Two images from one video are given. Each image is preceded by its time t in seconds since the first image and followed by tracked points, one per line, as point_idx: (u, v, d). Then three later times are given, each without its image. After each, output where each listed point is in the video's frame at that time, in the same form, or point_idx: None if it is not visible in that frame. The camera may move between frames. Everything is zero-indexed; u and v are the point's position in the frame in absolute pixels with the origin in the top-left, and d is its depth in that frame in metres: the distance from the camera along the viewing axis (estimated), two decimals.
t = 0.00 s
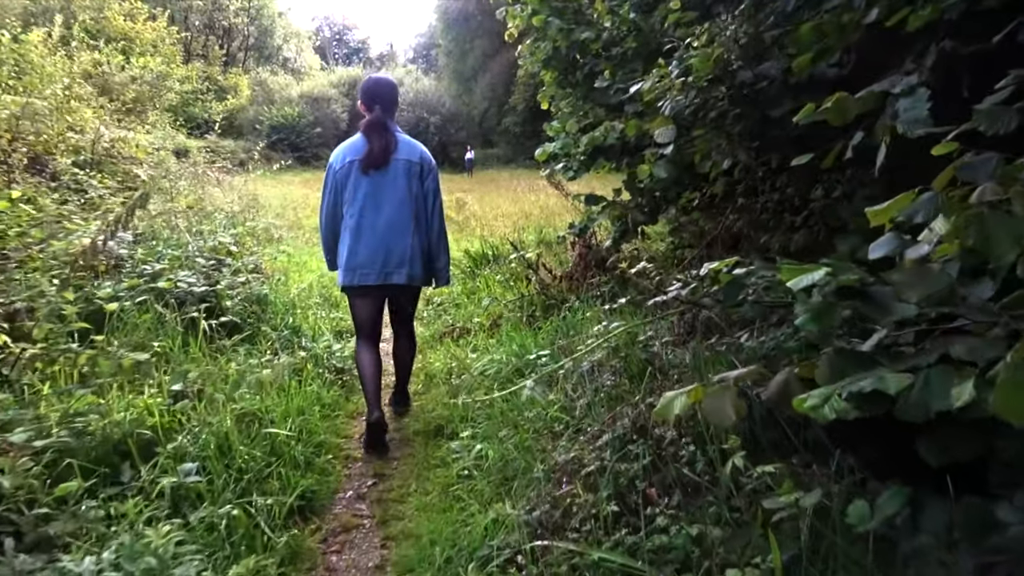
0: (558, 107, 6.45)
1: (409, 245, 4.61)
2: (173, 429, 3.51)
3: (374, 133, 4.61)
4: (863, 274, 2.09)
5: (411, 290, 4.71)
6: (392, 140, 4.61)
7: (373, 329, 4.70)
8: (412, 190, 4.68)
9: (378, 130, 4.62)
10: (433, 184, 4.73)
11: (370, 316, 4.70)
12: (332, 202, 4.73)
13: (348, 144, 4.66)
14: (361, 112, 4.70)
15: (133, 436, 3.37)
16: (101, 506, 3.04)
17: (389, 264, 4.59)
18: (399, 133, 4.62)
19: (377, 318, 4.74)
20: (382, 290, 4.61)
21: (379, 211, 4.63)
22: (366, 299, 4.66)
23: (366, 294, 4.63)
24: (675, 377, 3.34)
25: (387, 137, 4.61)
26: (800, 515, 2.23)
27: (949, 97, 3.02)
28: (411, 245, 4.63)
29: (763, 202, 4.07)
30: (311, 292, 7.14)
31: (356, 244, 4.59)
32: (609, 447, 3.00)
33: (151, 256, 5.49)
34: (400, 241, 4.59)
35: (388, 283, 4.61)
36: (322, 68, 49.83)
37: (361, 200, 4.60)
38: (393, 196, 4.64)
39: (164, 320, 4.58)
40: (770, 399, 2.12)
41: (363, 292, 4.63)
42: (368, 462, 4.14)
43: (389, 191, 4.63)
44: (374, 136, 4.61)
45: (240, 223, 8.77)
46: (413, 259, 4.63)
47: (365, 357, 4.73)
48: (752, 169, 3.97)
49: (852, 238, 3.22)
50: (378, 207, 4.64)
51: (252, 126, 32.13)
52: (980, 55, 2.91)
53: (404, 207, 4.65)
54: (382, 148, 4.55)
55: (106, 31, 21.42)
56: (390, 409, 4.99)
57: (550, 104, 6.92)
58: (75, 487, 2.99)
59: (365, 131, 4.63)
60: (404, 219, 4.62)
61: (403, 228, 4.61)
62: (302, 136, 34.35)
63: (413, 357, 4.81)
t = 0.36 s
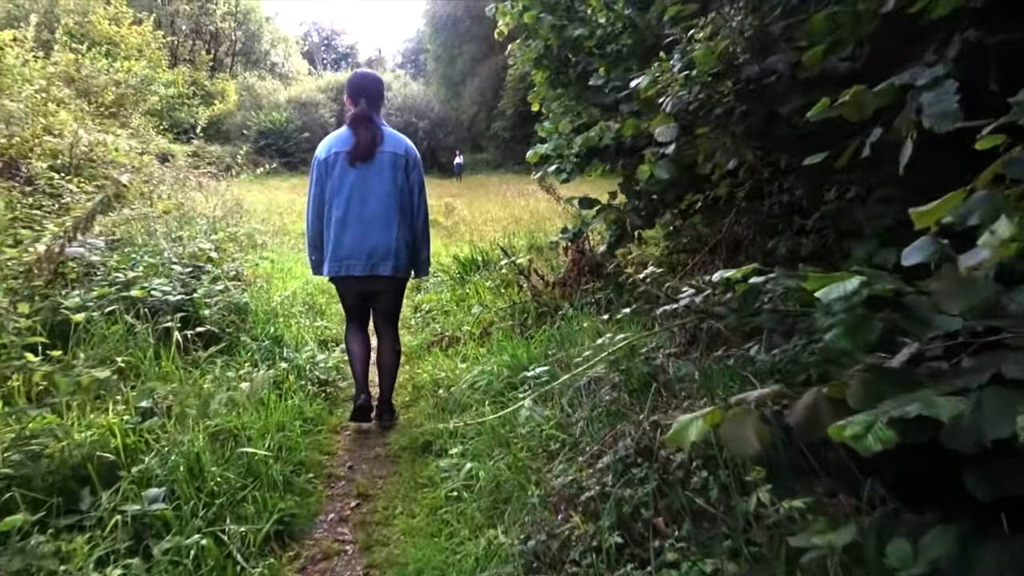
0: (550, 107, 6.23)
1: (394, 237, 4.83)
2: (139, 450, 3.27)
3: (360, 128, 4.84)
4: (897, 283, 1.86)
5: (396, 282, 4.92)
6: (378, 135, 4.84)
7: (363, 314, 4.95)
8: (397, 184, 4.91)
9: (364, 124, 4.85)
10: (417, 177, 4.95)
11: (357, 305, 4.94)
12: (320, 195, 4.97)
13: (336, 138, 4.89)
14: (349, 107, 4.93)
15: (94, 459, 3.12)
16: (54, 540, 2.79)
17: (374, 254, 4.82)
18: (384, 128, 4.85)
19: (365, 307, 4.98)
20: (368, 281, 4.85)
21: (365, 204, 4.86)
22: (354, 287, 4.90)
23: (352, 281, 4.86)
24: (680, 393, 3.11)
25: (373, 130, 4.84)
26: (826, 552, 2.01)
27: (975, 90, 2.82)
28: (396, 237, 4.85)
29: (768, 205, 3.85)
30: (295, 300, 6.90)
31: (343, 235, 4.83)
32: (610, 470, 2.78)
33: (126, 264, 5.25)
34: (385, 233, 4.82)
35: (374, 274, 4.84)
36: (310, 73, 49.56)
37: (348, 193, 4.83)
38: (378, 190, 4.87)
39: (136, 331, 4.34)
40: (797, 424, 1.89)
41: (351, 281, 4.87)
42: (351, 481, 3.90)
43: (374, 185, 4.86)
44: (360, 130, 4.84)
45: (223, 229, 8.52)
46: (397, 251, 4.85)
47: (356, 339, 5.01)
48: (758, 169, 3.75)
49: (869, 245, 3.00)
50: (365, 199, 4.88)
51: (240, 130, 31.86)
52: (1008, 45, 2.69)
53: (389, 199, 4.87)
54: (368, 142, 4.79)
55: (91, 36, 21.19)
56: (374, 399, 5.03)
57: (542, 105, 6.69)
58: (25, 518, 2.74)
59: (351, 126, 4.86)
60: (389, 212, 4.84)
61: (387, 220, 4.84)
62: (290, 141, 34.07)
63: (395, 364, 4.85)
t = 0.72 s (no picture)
0: (542, 105, 6.00)
1: (376, 240, 4.61)
2: (103, 472, 3.02)
3: (342, 129, 4.61)
4: (949, 301, 1.66)
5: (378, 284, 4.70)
6: (361, 138, 4.60)
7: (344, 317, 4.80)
8: (380, 185, 4.68)
9: (347, 127, 4.62)
10: (401, 179, 4.73)
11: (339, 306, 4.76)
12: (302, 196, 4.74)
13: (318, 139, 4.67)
14: (331, 109, 4.69)
15: (50, 485, 2.87)
16: None
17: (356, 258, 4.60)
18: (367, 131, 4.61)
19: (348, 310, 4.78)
20: (350, 284, 4.64)
21: (347, 206, 4.64)
22: (335, 289, 4.70)
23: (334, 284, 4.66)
24: (686, 411, 2.90)
25: (355, 134, 4.61)
26: None
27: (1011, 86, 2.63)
28: (378, 239, 4.63)
29: (776, 210, 3.65)
30: (276, 304, 6.65)
31: (325, 238, 4.61)
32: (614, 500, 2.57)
33: (97, 267, 5.00)
34: (367, 236, 4.60)
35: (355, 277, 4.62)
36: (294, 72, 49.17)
37: (330, 196, 4.61)
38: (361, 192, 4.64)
39: (105, 341, 4.09)
40: (838, 462, 1.68)
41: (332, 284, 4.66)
42: (332, 501, 3.67)
43: (357, 187, 4.63)
44: (342, 133, 4.61)
45: (203, 230, 8.25)
46: (380, 254, 4.64)
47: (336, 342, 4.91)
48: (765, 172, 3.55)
49: (890, 253, 2.81)
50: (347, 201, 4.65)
51: (223, 129, 31.51)
52: None
53: (372, 202, 4.65)
54: (351, 146, 4.55)
55: (71, 33, 20.86)
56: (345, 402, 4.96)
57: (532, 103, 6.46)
58: None
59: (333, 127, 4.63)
60: (372, 215, 4.62)
61: (370, 222, 4.61)
62: (274, 140, 33.72)
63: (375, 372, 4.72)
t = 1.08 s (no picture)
0: (538, 106, 5.80)
1: (363, 247, 4.59)
2: (66, 505, 2.81)
3: (324, 140, 4.57)
4: (996, 325, 1.47)
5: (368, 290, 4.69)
6: (343, 148, 4.57)
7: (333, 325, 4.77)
8: (364, 194, 4.66)
9: (329, 138, 4.59)
10: (385, 187, 4.71)
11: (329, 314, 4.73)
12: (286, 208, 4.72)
13: (300, 152, 4.63)
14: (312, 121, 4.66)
15: (5, 524, 2.66)
16: None
17: (345, 267, 4.58)
18: (349, 140, 4.58)
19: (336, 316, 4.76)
20: (340, 292, 4.63)
21: (333, 216, 4.61)
22: (326, 298, 4.69)
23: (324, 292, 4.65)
24: (695, 431, 2.71)
25: (337, 144, 4.58)
26: None
27: None
28: (366, 247, 4.61)
29: (786, 215, 3.46)
30: (265, 312, 6.45)
31: (313, 249, 4.59)
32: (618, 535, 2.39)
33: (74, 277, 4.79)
34: (355, 245, 4.58)
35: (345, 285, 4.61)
36: (289, 73, 48.99)
37: (315, 207, 4.58)
38: (346, 202, 4.62)
39: (78, 358, 3.89)
40: (876, 510, 1.49)
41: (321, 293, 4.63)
42: (319, 526, 3.48)
43: (341, 197, 4.61)
44: (324, 144, 4.57)
45: (191, 236, 8.04)
46: (368, 262, 4.62)
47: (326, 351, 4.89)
48: (774, 175, 3.36)
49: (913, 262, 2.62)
50: (332, 212, 4.62)
51: (218, 131, 31.27)
52: None
53: (357, 210, 4.62)
54: (333, 156, 4.52)
55: (62, 35, 20.67)
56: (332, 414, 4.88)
57: (528, 104, 6.26)
58: None
59: (315, 138, 4.59)
60: (358, 223, 4.59)
61: (356, 230, 4.59)
62: (270, 142, 33.51)
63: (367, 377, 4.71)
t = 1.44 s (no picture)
0: (534, 108, 5.61)
1: (350, 240, 4.81)
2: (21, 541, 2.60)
3: (310, 137, 4.80)
4: None
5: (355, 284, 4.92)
6: (328, 144, 4.81)
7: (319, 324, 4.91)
8: (350, 189, 4.89)
9: (315, 135, 4.81)
10: (370, 181, 4.95)
11: (316, 311, 4.89)
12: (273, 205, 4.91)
13: (287, 149, 4.84)
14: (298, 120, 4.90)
15: None
16: None
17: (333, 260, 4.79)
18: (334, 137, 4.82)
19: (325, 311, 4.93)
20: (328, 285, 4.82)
21: (320, 210, 4.81)
22: (314, 293, 4.85)
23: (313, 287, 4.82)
24: (703, 459, 2.53)
25: (323, 141, 4.81)
26: None
27: None
28: (352, 240, 4.83)
29: (796, 223, 3.28)
30: (252, 321, 6.24)
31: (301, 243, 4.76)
32: None
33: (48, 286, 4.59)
34: (341, 237, 4.79)
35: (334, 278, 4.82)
36: (284, 74, 48.75)
37: (302, 201, 4.79)
38: (333, 197, 4.84)
39: (47, 374, 3.68)
40: None
41: (310, 286, 4.83)
42: (303, 553, 3.29)
43: (328, 192, 4.83)
44: (309, 140, 4.80)
45: (177, 241, 7.83)
46: (355, 254, 4.84)
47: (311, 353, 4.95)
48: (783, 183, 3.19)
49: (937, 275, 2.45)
50: (319, 206, 4.83)
51: (211, 133, 31.03)
52: None
53: (344, 205, 4.85)
54: (319, 151, 4.75)
55: (53, 35, 20.45)
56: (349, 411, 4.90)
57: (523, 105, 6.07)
58: None
59: (302, 136, 4.81)
60: (344, 216, 4.81)
61: (343, 224, 4.81)
62: (264, 143, 33.27)
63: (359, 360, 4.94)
